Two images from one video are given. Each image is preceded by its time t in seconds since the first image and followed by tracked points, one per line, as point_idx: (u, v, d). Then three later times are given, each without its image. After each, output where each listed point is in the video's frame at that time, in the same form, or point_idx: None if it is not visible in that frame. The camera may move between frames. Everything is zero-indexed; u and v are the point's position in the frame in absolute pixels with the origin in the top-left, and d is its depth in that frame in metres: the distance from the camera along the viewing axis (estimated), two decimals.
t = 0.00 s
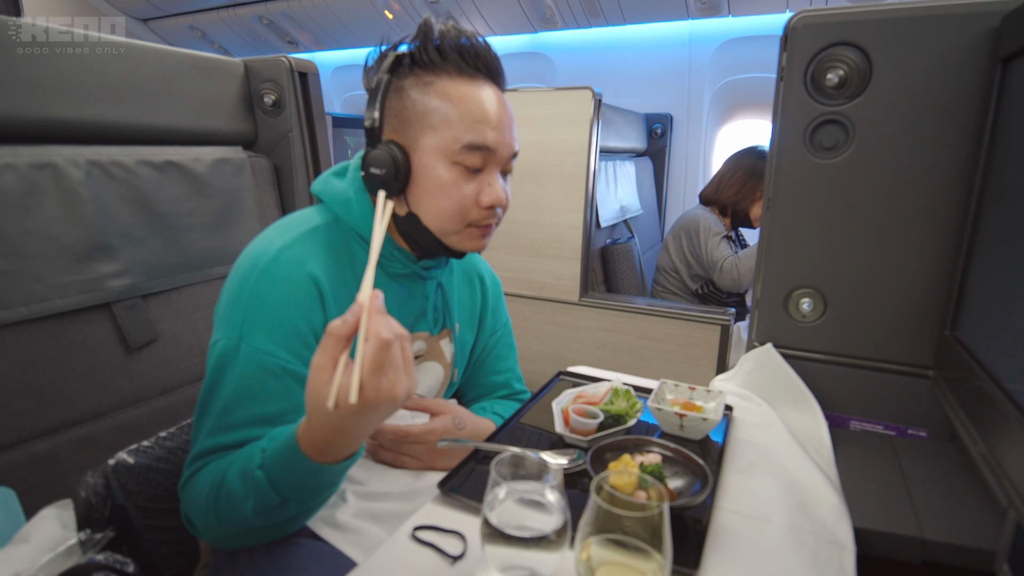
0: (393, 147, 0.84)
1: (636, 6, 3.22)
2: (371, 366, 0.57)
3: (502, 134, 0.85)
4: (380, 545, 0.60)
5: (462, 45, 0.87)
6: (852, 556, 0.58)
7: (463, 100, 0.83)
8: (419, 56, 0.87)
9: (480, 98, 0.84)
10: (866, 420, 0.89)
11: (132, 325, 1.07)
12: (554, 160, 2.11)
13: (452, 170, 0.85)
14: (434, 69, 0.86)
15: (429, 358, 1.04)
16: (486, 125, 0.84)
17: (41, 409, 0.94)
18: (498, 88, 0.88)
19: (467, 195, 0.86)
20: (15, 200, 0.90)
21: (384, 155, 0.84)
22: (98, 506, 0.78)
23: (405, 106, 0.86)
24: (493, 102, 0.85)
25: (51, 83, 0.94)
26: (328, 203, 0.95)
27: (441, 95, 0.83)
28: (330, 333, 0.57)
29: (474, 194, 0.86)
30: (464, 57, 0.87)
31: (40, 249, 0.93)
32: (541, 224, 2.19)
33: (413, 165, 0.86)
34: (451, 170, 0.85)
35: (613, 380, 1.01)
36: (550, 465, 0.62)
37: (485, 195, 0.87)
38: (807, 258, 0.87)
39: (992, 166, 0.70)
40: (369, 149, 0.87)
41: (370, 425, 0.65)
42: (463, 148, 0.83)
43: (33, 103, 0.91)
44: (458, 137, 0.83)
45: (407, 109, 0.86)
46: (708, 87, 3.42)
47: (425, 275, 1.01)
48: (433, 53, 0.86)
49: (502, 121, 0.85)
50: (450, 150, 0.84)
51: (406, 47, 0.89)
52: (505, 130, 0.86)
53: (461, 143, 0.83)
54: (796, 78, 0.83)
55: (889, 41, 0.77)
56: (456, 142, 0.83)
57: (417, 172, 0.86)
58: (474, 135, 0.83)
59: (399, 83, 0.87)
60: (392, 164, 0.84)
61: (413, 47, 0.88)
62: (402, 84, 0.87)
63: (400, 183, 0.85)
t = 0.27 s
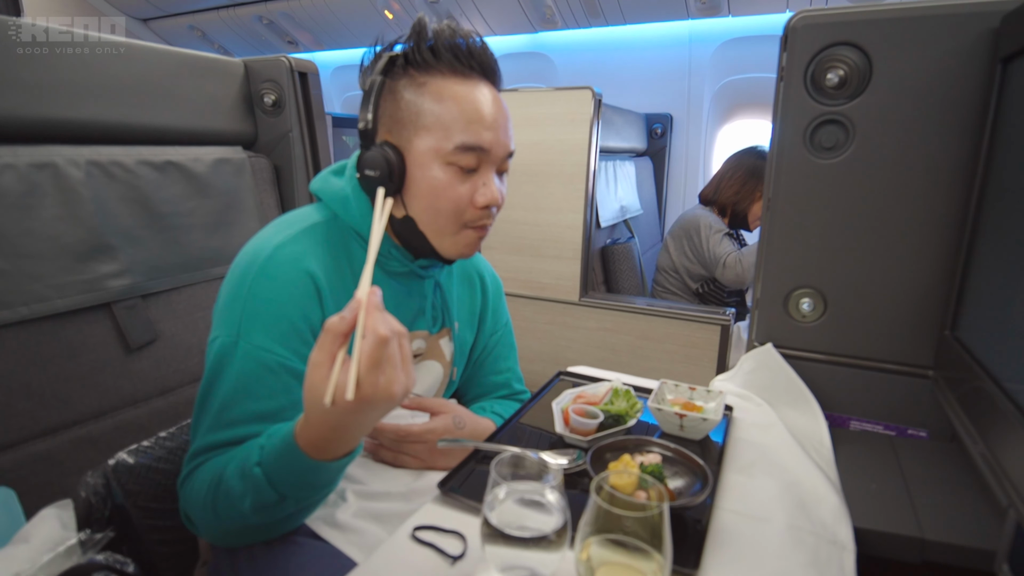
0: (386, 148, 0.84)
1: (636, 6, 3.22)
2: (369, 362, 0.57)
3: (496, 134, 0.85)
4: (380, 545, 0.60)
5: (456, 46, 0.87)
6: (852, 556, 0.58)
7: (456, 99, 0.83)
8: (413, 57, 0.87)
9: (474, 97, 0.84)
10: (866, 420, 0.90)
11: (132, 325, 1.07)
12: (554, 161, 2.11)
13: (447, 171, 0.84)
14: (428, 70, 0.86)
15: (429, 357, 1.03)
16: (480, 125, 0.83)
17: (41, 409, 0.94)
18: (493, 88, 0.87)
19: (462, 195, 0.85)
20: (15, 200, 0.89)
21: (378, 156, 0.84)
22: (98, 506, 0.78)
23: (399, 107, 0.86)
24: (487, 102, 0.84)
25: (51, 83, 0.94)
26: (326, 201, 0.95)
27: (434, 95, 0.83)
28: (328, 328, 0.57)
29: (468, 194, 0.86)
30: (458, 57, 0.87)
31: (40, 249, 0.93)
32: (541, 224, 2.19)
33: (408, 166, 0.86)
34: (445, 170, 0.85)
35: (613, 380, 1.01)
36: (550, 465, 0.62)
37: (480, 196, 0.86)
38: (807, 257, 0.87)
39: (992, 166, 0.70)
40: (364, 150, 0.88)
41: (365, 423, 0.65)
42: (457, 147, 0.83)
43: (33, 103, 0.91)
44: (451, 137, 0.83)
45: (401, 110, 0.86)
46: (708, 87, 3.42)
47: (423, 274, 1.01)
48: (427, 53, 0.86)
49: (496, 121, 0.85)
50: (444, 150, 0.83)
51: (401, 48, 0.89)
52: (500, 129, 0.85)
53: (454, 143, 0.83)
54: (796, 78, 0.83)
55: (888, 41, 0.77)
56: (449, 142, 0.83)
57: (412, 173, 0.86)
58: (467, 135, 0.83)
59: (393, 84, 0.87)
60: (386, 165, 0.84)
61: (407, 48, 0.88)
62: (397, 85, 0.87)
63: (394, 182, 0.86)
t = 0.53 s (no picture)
0: (385, 149, 0.84)
1: (636, 6, 3.22)
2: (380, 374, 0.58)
3: (496, 136, 0.85)
4: (380, 545, 0.60)
5: (457, 48, 0.88)
6: (852, 556, 0.58)
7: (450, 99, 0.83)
8: (414, 59, 0.87)
9: (472, 99, 0.84)
10: (866, 420, 0.90)
11: (132, 325, 1.07)
12: (554, 160, 2.11)
13: (445, 172, 0.85)
14: (427, 71, 0.86)
15: (427, 355, 1.04)
16: (478, 126, 0.83)
17: (41, 409, 0.94)
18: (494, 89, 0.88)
19: (459, 196, 0.86)
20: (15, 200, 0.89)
21: (378, 157, 0.84)
22: (98, 506, 0.77)
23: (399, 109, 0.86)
24: (483, 104, 0.84)
25: (51, 83, 0.94)
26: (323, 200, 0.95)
27: (433, 96, 0.84)
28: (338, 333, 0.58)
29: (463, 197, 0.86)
30: (457, 59, 0.87)
31: (40, 249, 0.93)
32: (541, 224, 2.19)
33: (407, 167, 0.86)
34: (444, 171, 0.85)
35: (613, 380, 1.01)
36: (550, 465, 0.62)
37: (480, 198, 0.86)
38: (806, 257, 0.87)
39: (992, 165, 0.70)
40: (363, 150, 0.87)
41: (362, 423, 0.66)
42: (455, 150, 0.83)
43: (33, 103, 0.91)
44: (447, 139, 0.83)
45: (400, 111, 0.86)
46: (708, 87, 3.42)
47: (422, 272, 1.01)
48: (427, 55, 0.86)
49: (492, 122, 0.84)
50: (443, 152, 0.84)
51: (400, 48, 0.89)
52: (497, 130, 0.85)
53: (450, 145, 0.83)
54: (796, 78, 0.83)
55: (889, 41, 0.77)
56: (448, 144, 0.83)
57: (412, 174, 0.86)
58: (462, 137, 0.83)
59: (394, 85, 0.87)
60: (385, 165, 0.84)
61: (407, 49, 0.88)
62: (396, 87, 0.87)
63: (390, 180, 0.85)
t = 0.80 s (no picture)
0: (325, 129, 0.90)
1: (635, 10, 3.23)
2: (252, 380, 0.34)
3: (425, 100, 0.84)
4: (379, 549, 0.60)
5: (401, 18, 0.89)
6: (852, 560, 0.58)
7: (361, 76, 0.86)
8: (358, 36, 0.89)
9: (393, 66, 0.84)
10: (866, 424, 0.90)
11: (131, 329, 1.07)
12: (553, 164, 2.11)
13: (370, 143, 0.86)
14: (358, 51, 0.88)
15: (415, 355, 1.03)
16: (392, 92, 0.84)
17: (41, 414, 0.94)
18: (415, 53, 0.86)
19: (372, 170, 0.86)
20: (15, 204, 0.89)
21: (319, 138, 0.90)
22: (97, 511, 0.78)
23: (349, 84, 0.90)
24: (376, 71, 0.85)
25: (51, 88, 0.94)
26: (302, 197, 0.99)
27: (361, 74, 0.87)
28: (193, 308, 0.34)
29: (355, 164, 0.88)
30: (386, 32, 0.87)
31: (40, 253, 0.93)
32: (541, 228, 2.19)
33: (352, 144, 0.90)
34: (366, 141, 0.87)
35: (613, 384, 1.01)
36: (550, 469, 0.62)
37: (404, 162, 0.84)
38: (806, 260, 0.87)
39: (991, 169, 0.70)
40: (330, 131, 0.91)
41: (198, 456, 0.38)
42: (372, 118, 0.85)
43: (33, 108, 0.92)
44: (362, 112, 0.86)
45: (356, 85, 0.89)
46: (708, 91, 3.43)
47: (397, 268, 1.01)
48: (361, 33, 0.88)
49: (402, 87, 0.84)
50: (366, 122, 0.86)
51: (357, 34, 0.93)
52: (407, 96, 0.84)
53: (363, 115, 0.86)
54: (796, 82, 0.83)
55: (887, 46, 0.77)
56: (367, 111, 0.86)
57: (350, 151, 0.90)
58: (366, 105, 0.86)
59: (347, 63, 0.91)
60: (322, 145, 0.90)
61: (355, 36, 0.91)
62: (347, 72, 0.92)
63: (329, 162, 0.92)
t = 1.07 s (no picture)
0: (332, 133, 0.90)
1: (635, 10, 3.22)
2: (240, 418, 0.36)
3: (436, 105, 0.84)
4: (379, 549, 0.60)
5: (414, 19, 0.88)
6: (852, 560, 0.58)
7: (371, 79, 0.86)
8: (369, 35, 0.89)
9: (402, 70, 0.84)
10: (866, 424, 0.90)
11: (131, 329, 1.07)
12: (553, 164, 2.11)
13: (377, 149, 0.87)
14: (370, 53, 0.88)
15: (422, 363, 1.03)
16: (403, 97, 0.84)
17: (41, 414, 0.94)
18: (428, 57, 0.85)
19: (379, 176, 0.87)
20: (15, 204, 0.89)
21: (326, 141, 0.90)
22: (97, 511, 0.78)
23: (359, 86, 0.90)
24: (387, 75, 0.85)
25: (51, 87, 0.94)
26: (310, 201, 0.99)
27: (374, 78, 0.86)
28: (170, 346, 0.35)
29: (363, 169, 0.89)
30: (399, 33, 0.86)
31: (40, 254, 0.93)
32: (541, 228, 2.19)
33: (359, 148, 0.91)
34: (374, 146, 0.87)
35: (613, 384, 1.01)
36: (549, 469, 0.62)
37: (411, 171, 0.85)
38: (806, 260, 0.87)
39: (991, 169, 0.70)
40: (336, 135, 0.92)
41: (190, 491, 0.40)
42: (382, 124, 0.85)
43: (33, 107, 0.92)
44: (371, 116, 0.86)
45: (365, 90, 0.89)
46: (708, 91, 3.42)
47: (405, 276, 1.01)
48: (373, 35, 0.88)
49: (412, 91, 0.83)
50: (374, 128, 0.86)
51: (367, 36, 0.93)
52: (417, 102, 0.84)
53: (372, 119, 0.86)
54: (796, 82, 0.83)
55: (887, 46, 0.77)
56: (377, 115, 0.86)
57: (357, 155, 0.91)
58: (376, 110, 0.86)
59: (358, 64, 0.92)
60: (330, 149, 0.90)
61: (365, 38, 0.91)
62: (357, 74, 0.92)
63: (335, 166, 0.92)
